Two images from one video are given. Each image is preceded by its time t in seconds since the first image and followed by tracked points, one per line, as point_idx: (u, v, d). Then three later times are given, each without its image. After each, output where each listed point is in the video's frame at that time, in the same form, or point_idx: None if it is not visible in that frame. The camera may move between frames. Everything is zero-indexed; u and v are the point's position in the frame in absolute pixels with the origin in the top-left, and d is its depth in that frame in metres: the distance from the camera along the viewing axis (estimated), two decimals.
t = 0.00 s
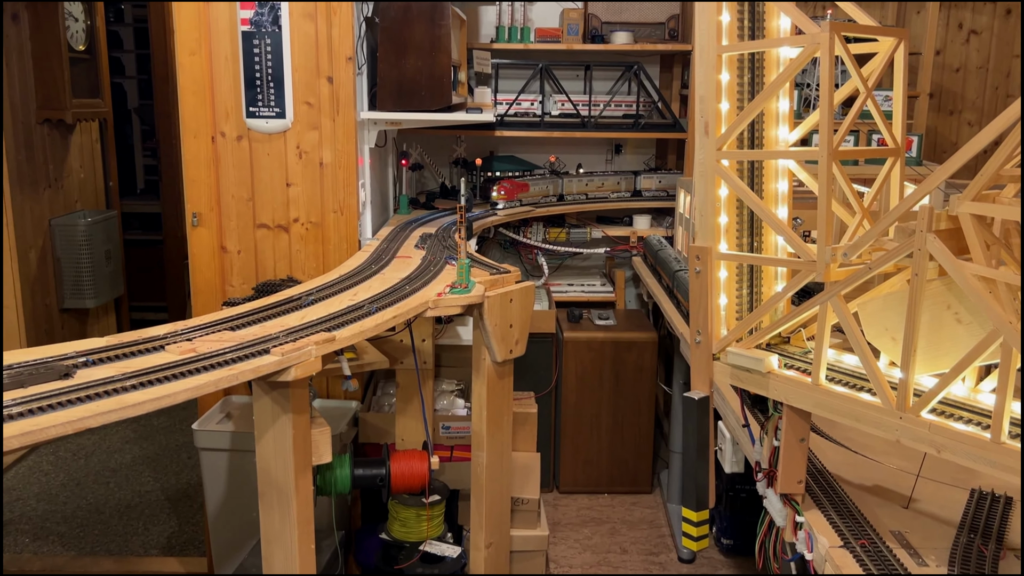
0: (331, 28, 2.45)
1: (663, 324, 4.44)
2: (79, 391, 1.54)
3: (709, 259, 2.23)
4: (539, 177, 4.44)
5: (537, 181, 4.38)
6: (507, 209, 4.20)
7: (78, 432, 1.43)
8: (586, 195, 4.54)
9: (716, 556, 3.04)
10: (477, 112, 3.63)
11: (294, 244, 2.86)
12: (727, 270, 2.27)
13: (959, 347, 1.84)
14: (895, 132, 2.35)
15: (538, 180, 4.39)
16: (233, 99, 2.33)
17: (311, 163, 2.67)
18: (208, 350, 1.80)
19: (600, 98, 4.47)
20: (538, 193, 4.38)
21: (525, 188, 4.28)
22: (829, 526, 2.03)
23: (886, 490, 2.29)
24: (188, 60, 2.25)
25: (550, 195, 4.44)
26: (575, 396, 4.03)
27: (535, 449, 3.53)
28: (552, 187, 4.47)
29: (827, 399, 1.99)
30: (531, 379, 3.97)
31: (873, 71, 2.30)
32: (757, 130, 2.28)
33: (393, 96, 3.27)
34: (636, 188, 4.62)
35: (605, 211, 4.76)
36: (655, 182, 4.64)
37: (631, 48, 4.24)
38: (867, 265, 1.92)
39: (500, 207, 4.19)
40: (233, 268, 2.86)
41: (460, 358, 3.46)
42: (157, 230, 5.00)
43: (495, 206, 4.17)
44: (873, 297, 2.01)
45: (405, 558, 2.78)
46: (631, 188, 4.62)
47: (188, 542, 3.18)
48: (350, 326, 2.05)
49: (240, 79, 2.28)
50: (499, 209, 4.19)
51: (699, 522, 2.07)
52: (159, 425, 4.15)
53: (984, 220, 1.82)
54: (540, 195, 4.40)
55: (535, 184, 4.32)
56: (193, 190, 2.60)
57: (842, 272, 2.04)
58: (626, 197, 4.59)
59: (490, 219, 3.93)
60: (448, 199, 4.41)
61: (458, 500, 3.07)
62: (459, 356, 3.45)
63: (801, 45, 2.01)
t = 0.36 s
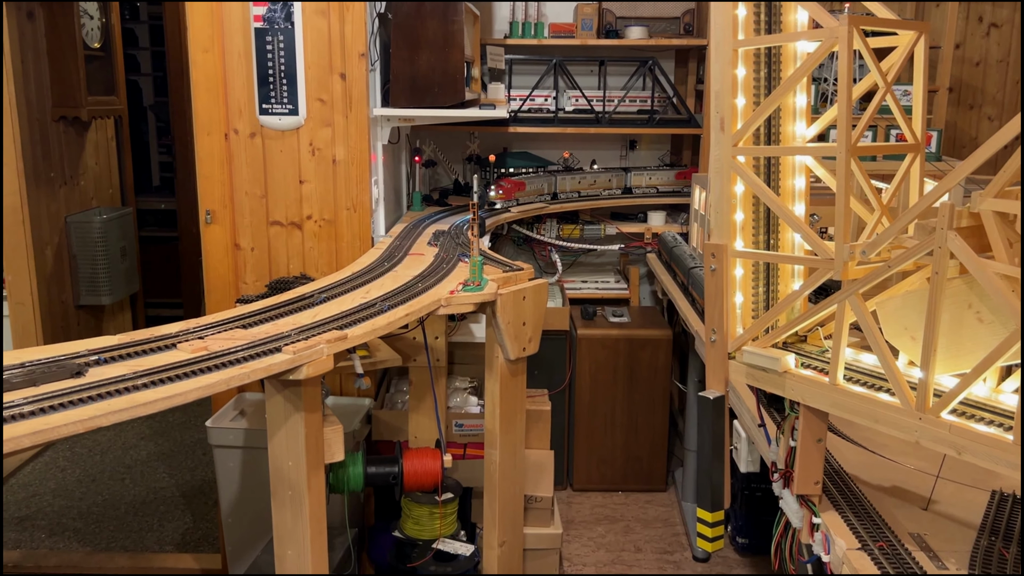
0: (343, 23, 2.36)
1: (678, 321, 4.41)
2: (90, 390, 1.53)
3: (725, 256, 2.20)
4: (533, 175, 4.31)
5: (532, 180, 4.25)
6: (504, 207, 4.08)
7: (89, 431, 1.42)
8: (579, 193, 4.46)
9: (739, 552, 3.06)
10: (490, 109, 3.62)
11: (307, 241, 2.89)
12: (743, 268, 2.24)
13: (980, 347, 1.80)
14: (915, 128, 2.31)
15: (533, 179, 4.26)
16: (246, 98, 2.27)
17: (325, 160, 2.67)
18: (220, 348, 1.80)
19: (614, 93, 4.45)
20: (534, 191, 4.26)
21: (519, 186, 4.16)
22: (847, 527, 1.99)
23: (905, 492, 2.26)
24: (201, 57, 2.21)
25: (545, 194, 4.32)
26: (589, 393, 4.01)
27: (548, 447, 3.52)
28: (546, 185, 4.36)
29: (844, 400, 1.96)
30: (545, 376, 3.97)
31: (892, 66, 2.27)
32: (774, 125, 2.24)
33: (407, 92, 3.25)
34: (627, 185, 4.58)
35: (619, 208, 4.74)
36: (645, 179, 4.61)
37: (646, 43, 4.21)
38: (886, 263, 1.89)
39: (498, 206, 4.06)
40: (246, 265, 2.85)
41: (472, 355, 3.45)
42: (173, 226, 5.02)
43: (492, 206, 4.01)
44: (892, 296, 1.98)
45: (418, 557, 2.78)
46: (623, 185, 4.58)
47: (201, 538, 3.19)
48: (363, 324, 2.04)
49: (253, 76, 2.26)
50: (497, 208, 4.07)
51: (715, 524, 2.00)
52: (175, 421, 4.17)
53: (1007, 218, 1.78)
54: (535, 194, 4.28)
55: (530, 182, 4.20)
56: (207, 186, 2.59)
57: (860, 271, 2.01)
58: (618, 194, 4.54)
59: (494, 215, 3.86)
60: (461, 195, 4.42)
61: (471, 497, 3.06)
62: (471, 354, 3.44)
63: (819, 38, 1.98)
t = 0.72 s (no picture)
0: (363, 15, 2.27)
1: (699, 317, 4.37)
2: (107, 386, 1.53)
3: (747, 252, 2.14)
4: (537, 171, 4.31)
5: (536, 175, 4.25)
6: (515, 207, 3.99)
7: (106, 427, 1.42)
8: (580, 189, 4.45)
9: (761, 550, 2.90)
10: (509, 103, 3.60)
11: (326, 237, 2.79)
12: (766, 263, 2.17)
13: (1010, 345, 1.75)
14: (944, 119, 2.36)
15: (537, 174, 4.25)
16: (264, 94, 2.23)
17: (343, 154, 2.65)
18: (237, 344, 1.79)
19: (635, 86, 4.45)
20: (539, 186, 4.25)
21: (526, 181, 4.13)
22: (872, 528, 1.96)
23: (932, 492, 2.21)
24: (220, 51, 2.15)
25: (546, 189, 4.33)
26: (609, 388, 4.00)
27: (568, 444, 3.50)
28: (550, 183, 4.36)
29: (870, 399, 1.93)
30: (565, 371, 3.94)
31: (921, 57, 2.27)
32: (798, 118, 2.22)
33: (425, 86, 3.23)
34: (624, 179, 4.61)
35: (639, 202, 4.70)
36: (641, 174, 4.66)
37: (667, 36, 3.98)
38: (914, 259, 1.84)
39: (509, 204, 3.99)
40: (265, 261, 2.78)
41: (493, 351, 3.45)
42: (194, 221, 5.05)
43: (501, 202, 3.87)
44: (919, 293, 1.93)
45: (436, 553, 2.74)
46: (620, 180, 4.62)
47: (222, 532, 3.19)
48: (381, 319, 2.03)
49: (272, 71, 2.21)
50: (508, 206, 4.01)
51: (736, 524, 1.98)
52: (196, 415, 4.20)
53: None
54: (538, 190, 4.28)
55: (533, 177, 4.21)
56: (225, 183, 2.45)
57: (887, 267, 1.96)
58: (616, 189, 4.55)
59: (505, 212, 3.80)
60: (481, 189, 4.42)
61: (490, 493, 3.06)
62: (491, 349, 3.43)
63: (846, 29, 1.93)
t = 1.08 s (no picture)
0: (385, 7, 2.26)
1: (724, 313, 4.31)
2: (126, 382, 1.52)
3: (774, 248, 2.10)
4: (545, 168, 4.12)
5: (543, 173, 4.04)
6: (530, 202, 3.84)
7: (124, 425, 1.41)
8: (585, 186, 4.27)
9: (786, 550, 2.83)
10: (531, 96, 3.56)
11: (347, 231, 2.90)
12: (793, 260, 2.14)
13: None
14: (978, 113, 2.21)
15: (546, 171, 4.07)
16: (287, 88, 2.25)
17: (365, 149, 2.66)
18: (256, 341, 1.79)
19: (660, 79, 4.35)
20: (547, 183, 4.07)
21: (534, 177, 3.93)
22: (902, 534, 1.90)
23: (963, 496, 2.15)
24: (243, 46, 2.22)
25: (553, 187, 4.13)
26: (633, 385, 3.95)
27: (591, 440, 3.47)
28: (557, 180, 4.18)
29: (899, 400, 1.88)
30: (586, 368, 3.90)
31: (954, 48, 2.15)
32: (827, 111, 2.16)
33: (448, 80, 3.23)
34: (626, 176, 4.40)
35: (664, 196, 4.65)
36: (644, 170, 4.45)
37: (692, 27, 4.13)
38: (946, 256, 1.79)
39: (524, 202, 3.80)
40: (288, 255, 2.89)
41: (514, 347, 3.43)
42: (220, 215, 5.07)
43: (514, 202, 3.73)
44: (950, 291, 1.87)
45: (458, 549, 2.75)
46: (622, 176, 4.39)
47: (245, 526, 3.29)
48: (400, 316, 2.01)
49: (294, 65, 2.18)
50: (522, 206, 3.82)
51: (759, 526, 1.99)
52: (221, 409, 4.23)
53: None
54: (546, 188, 4.08)
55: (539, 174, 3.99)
56: (249, 176, 2.62)
57: (918, 264, 1.90)
58: (618, 185, 4.36)
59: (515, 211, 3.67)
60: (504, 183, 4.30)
61: (512, 490, 3.05)
62: (512, 345, 3.41)
63: (876, 20, 1.86)
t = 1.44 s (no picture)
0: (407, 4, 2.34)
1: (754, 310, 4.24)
2: (140, 384, 1.52)
3: (801, 250, 2.02)
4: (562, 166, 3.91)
5: (558, 171, 3.84)
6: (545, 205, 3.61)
7: (137, 427, 1.40)
8: (592, 184, 4.10)
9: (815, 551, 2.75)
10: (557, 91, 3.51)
11: (371, 229, 2.85)
12: (821, 262, 2.07)
13: None
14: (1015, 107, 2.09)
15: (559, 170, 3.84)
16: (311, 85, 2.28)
17: (388, 146, 2.63)
18: (273, 342, 1.78)
19: (689, 73, 4.29)
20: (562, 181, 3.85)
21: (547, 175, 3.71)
22: (933, 547, 1.85)
23: (998, 505, 2.08)
24: (266, 42, 2.22)
25: (563, 187, 3.93)
26: (660, 384, 3.90)
27: (616, 439, 3.43)
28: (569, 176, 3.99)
29: (931, 408, 1.81)
30: (612, 365, 3.85)
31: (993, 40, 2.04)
32: (857, 108, 2.08)
33: (471, 77, 3.17)
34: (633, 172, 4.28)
35: (693, 191, 4.58)
36: (650, 166, 4.32)
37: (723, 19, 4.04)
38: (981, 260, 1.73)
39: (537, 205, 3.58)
40: (312, 253, 2.86)
41: (539, 344, 3.39)
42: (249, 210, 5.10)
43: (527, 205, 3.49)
44: (986, 296, 1.80)
45: (480, 550, 2.72)
46: (628, 173, 4.26)
47: (271, 522, 3.32)
48: (419, 316, 1.99)
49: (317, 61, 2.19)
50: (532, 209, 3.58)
51: (786, 533, 1.94)
52: (248, 404, 4.26)
53: None
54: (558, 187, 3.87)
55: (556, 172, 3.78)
56: (272, 171, 2.61)
57: (951, 268, 1.81)
58: (625, 183, 4.22)
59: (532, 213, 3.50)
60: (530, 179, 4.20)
61: (535, 489, 3.02)
62: (536, 343, 3.38)
63: (909, 12, 1.79)
